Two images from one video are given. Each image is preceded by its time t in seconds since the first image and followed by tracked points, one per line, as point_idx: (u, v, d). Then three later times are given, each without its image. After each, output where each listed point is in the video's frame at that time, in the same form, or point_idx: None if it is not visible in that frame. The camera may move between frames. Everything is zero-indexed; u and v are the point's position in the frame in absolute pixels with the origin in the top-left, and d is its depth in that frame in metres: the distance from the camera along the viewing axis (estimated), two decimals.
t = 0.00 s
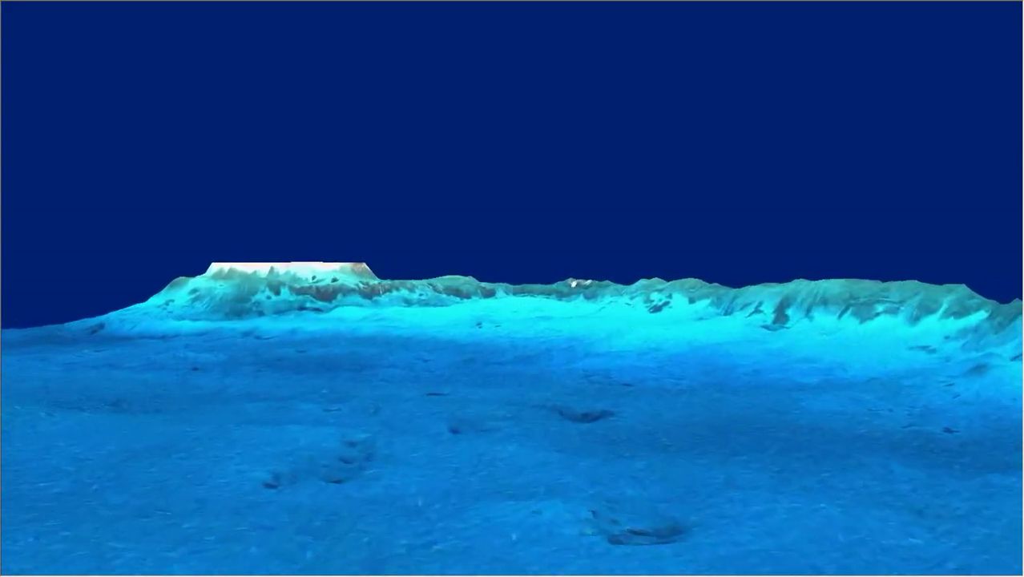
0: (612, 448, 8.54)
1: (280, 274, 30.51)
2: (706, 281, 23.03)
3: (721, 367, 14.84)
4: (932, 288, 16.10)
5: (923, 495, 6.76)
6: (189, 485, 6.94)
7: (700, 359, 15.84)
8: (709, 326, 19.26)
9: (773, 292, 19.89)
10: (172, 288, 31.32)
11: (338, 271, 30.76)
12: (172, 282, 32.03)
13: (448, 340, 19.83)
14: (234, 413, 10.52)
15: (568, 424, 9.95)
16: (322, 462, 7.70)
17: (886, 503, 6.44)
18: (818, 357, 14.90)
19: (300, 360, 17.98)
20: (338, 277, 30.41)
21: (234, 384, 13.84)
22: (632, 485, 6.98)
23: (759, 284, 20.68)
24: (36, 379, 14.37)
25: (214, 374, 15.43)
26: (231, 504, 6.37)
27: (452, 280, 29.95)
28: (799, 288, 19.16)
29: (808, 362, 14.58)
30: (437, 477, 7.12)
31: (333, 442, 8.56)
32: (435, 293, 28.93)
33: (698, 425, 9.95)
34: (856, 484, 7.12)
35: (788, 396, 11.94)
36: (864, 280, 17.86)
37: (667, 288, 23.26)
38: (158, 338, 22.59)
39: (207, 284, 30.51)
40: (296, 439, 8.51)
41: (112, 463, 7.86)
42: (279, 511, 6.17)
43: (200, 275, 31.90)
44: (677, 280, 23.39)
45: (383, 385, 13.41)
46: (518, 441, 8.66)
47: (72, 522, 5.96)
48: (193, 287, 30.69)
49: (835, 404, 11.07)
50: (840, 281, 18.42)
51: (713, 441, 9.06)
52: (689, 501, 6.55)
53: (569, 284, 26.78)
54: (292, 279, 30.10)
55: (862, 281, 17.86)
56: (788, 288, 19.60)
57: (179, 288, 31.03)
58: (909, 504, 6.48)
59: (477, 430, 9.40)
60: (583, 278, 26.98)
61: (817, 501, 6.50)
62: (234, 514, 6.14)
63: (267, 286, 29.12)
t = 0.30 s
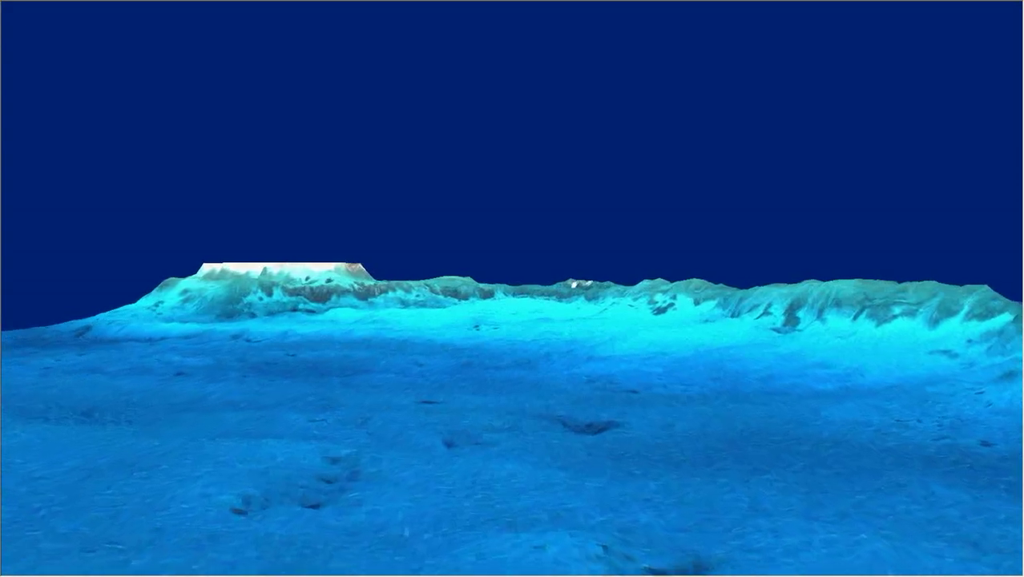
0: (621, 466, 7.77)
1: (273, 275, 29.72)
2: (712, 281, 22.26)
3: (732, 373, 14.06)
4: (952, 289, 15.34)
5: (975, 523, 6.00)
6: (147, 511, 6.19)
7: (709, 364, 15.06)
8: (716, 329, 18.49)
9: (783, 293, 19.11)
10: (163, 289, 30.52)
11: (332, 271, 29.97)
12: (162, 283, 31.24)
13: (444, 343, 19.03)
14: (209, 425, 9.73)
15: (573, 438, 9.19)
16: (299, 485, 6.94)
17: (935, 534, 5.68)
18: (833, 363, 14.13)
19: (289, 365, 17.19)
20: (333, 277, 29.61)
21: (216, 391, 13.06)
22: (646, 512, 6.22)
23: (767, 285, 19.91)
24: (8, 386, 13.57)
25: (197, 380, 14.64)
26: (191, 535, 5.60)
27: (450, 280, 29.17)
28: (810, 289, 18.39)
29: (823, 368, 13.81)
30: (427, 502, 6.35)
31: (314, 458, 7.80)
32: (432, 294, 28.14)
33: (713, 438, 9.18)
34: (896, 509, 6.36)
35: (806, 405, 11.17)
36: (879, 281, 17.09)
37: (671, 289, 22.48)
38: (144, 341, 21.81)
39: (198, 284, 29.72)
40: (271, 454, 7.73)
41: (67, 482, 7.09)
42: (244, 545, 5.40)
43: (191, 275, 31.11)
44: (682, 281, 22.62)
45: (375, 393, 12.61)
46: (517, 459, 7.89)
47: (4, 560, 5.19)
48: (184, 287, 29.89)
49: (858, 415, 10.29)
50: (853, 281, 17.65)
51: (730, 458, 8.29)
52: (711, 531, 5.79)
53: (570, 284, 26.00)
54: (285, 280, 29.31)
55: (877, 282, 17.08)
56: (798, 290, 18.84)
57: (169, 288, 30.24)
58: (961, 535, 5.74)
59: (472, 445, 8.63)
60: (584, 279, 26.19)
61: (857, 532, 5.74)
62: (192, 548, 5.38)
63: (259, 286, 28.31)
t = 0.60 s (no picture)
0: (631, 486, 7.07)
1: (266, 276, 28.98)
2: (717, 282, 21.54)
3: (742, 379, 13.35)
4: (974, 291, 14.63)
5: None
6: (95, 543, 5.48)
7: (717, 369, 14.35)
8: (724, 332, 17.78)
9: (792, 294, 18.40)
10: (153, 290, 29.76)
11: (327, 271, 29.23)
12: (153, 284, 30.51)
13: (440, 346, 18.28)
14: (182, 437, 8.99)
15: (576, 452, 8.49)
16: (272, 510, 6.24)
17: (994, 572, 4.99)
18: (849, 368, 13.41)
19: (278, 370, 16.45)
20: (327, 278, 28.87)
21: (197, 397, 12.34)
22: (662, 543, 5.53)
23: (776, 286, 19.19)
24: None
25: (178, 386, 13.89)
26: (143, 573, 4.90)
27: (447, 281, 28.43)
28: (821, 290, 17.68)
29: (839, 374, 13.09)
30: (417, 529, 5.65)
31: (291, 476, 7.10)
32: (429, 295, 27.41)
33: (728, 452, 8.47)
34: (942, 538, 5.67)
35: (827, 414, 10.45)
36: (893, 282, 16.38)
37: (676, 290, 21.75)
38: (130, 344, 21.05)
39: (189, 286, 28.95)
40: (244, 471, 7.03)
41: (13, 505, 6.38)
42: None
43: (183, 276, 30.38)
44: (686, 282, 21.90)
45: (365, 400, 11.89)
46: (516, 478, 7.20)
47: None
48: (174, 288, 29.14)
49: (882, 424, 9.59)
50: (866, 282, 16.93)
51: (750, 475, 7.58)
52: (738, 565, 5.11)
53: (571, 285, 25.27)
54: (278, 281, 28.57)
55: (892, 283, 16.38)
56: (809, 290, 18.12)
57: (159, 289, 29.51)
58: (1022, 575, 5.07)
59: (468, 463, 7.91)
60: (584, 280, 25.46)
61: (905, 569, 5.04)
62: None
63: (251, 287, 27.55)
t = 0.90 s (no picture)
0: (645, 515, 6.29)
1: (258, 277, 28.19)
2: (724, 282, 20.75)
3: (755, 387, 12.56)
4: (999, 292, 13.87)
5: None
6: None
7: (728, 375, 13.56)
8: (732, 335, 17.00)
9: (803, 295, 17.62)
10: (142, 292, 28.92)
11: (320, 271, 28.43)
12: (142, 285, 29.72)
13: (436, 350, 17.48)
14: (147, 453, 8.18)
15: (582, 470, 7.72)
16: (237, 547, 5.48)
17: None
18: (871, 374, 12.63)
19: (264, 375, 15.63)
20: (321, 279, 28.05)
21: (174, 406, 11.56)
22: None
23: (785, 286, 18.41)
24: None
25: (157, 393, 13.07)
26: None
27: (444, 282, 27.63)
28: (834, 291, 16.91)
29: (860, 381, 12.31)
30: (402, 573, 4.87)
31: (264, 502, 6.34)
32: (425, 296, 26.60)
33: (750, 470, 7.68)
34: None
35: (852, 425, 9.66)
36: (912, 283, 15.61)
37: (681, 292, 20.95)
38: (113, 347, 20.22)
39: (178, 287, 28.11)
40: (209, 496, 6.24)
41: None
42: None
43: (173, 276, 29.59)
44: (692, 282, 21.10)
45: (353, 410, 11.12)
46: (516, 505, 6.42)
47: None
48: (163, 290, 28.30)
49: (915, 438, 8.81)
50: (883, 283, 16.15)
51: (777, 501, 6.80)
52: None
53: (571, 286, 24.47)
54: (270, 282, 27.74)
55: (910, 284, 15.61)
56: (821, 291, 17.34)
57: (149, 290, 28.72)
58: None
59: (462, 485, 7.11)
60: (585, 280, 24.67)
61: None
62: None
63: (243, 288, 26.72)
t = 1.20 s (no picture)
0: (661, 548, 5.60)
1: (250, 278, 27.45)
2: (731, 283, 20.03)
3: (769, 394, 11.84)
4: None
5: None
6: None
7: (739, 381, 12.85)
8: (741, 338, 16.29)
9: (814, 296, 16.90)
10: (131, 293, 28.18)
11: (314, 272, 27.69)
12: (132, 285, 28.97)
13: (431, 354, 16.76)
14: (111, 470, 7.47)
15: (587, 490, 7.04)
16: None
17: None
18: (891, 380, 11.92)
19: (251, 380, 14.90)
20: (315, 279, 27.33)
21: (150, 415, 10.85)
22: None
23: (795, 287, 17.69)
24: None
25: (135, 399, 12.34)
26: None
27: (442, 283, 26.89)
28: (847, 292, 16.20)
29: (880, 388, 11.60)
30: None
31: (227, 533, 5.65)
32: (422, 298, 25.88)
33: (773, 490, 6.98)
34: None
35: (878, 437, 8.95)
36: (929, 284, 14.90)
37: (686, 293, 20.24)
38: (97, 351, 19.49)
39: (169, 288, 27.38)
40: (168, 525, 5.55)
41: None
42: None
43: (163, 277, 28.84)
44: (697, 283, 20.39)
45: (341, 418, 10.42)
46: (515, 534, 5.72)
47: None
48: (153, 291, 27.56)
49: (950, 452, 8.10)
50: (900, 285, 15.44)
51: (808, 527, 6.10)
52: None
53: (572, 287, 23.75)
54: (263, 283, 27.01)
55: (928, 285, 14.89)
56: (832, 292, 16.63)
57: (138, 291, 27.98)
58: None
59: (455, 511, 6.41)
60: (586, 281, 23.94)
61: None
62: None
63: (234, 289, 25.99)
